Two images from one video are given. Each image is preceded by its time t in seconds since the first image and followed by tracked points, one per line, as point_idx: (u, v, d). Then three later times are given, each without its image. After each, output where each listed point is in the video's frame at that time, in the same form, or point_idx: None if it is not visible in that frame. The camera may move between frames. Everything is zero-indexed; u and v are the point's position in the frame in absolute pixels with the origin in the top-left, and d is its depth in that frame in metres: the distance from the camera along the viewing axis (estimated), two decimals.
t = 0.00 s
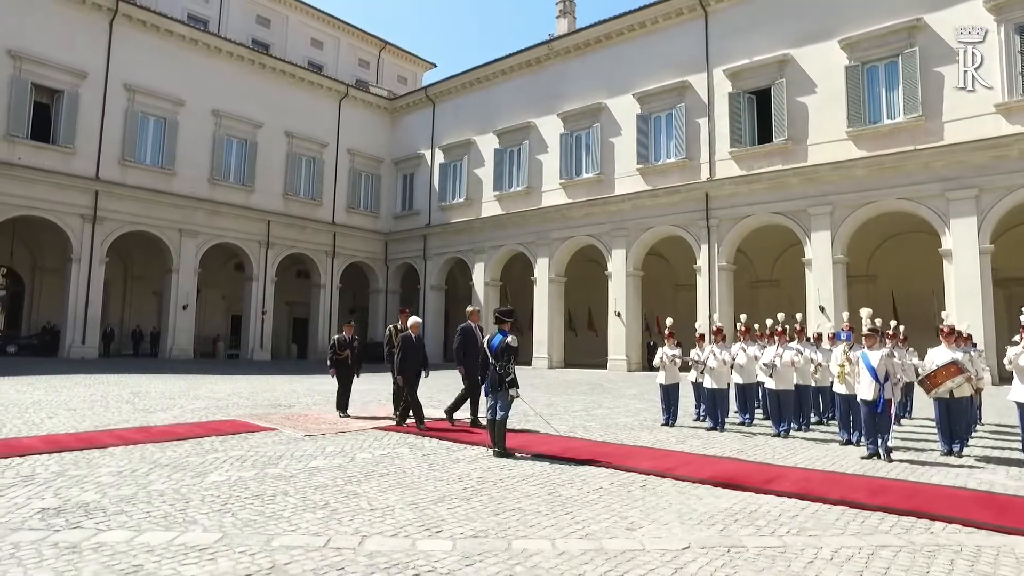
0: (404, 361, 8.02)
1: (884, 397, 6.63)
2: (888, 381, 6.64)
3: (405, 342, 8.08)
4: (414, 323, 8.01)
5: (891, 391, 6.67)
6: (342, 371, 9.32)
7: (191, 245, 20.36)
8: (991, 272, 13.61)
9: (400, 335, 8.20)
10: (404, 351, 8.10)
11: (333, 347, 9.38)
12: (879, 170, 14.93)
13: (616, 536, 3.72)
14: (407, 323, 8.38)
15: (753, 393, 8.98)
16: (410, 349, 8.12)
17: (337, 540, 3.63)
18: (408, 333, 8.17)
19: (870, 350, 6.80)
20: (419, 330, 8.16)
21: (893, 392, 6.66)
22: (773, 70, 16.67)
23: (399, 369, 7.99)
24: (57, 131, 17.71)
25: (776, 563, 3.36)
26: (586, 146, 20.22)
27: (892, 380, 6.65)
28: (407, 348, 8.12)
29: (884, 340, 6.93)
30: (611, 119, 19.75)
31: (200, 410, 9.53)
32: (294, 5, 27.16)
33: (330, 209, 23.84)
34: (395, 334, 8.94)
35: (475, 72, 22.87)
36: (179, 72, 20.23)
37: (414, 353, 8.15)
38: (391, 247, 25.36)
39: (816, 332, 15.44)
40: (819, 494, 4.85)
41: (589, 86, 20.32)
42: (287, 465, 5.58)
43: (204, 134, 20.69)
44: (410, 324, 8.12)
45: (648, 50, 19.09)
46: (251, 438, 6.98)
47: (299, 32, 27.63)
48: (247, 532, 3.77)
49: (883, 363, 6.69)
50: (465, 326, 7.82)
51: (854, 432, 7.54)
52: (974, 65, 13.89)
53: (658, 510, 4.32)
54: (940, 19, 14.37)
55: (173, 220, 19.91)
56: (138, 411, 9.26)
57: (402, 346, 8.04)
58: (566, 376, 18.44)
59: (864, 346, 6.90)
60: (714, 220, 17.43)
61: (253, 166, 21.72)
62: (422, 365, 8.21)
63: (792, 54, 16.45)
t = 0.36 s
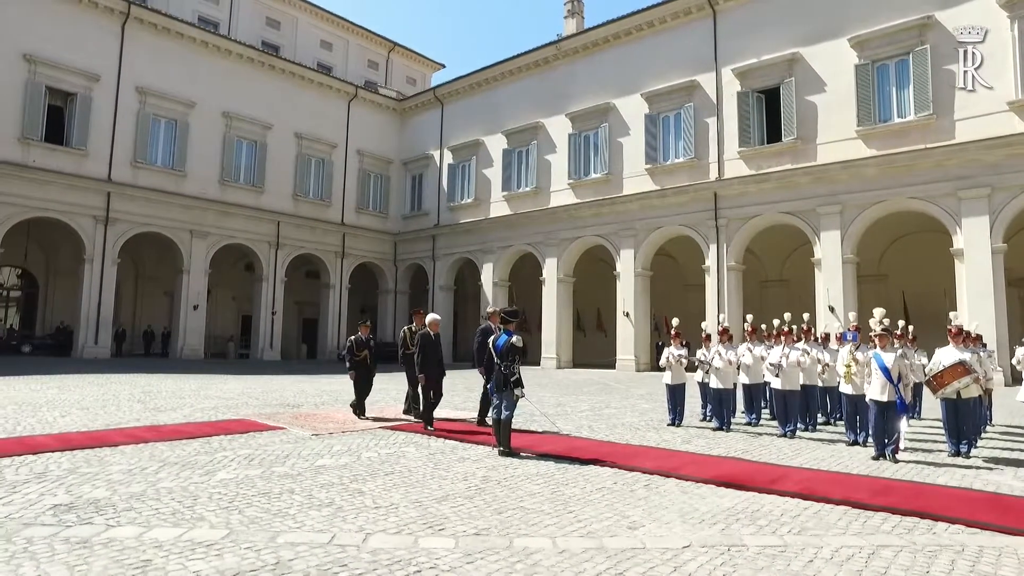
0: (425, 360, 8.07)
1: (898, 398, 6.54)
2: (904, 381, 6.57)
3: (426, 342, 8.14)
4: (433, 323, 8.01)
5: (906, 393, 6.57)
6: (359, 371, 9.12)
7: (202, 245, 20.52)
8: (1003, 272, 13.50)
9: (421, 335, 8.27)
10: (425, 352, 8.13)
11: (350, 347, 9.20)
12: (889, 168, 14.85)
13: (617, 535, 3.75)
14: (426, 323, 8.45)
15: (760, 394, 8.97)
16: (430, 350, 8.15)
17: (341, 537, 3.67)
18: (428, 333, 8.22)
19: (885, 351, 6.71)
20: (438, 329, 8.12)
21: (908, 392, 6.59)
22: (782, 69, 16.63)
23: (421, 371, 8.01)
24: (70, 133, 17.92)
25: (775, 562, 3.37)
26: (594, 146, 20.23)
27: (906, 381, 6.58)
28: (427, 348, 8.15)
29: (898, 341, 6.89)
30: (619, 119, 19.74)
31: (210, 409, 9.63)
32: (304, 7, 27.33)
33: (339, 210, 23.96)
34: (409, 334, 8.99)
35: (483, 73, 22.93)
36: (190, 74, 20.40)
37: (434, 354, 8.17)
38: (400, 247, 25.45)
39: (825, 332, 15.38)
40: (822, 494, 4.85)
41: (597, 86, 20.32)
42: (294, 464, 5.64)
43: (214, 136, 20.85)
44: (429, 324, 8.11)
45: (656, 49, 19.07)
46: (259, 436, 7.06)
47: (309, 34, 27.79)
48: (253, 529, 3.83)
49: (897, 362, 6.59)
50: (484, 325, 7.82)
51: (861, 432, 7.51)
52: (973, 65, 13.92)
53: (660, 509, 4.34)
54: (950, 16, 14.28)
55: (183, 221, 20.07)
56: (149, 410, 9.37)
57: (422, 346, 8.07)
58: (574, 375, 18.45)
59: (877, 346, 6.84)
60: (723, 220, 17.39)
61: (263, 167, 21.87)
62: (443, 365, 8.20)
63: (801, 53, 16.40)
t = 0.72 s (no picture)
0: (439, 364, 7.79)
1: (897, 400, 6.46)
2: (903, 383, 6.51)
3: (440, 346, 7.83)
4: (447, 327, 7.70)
5: (904, 395, 6.48)
6: (373, 373, 9.15)
7: (207, 247, 20.62)
8: (1008, 272, 13.45)
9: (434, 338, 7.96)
10: (438, 355, 7.85)
11: (361, 350, 9.22)
12: (893, 169, 14.80)
13: (608, 537, 3.76)
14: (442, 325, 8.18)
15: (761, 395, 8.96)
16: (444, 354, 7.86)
17: (333, 537, 3.71)
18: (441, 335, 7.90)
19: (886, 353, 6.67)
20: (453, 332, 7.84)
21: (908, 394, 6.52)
22: (785, 69, 16.60)
23: (435, 375, 7.79)
24: (76, 136, 18.04)
25: (764, 565, 3.39)
26: (597, 147, 20.23)
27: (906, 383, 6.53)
28: (442, 351, 7.86)
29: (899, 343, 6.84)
30: (622, 120, 19.74)
31: (212, 409, 9.68)
32: (308, 9, 27.44)
33: (343, 211, 24.03)
34: (419, 334, 8.89)
35: (487, 74, 22.96)
36: (194, 76, 20.50)
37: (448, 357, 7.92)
38: (405, 248, 25.50)
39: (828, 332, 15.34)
40: (817, 496, 4.85)
41: (601, 86, 20.33)
42: (292, 465, 5.68)
43: (219, 137, 20.95)
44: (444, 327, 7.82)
45: (660, 50, 19.07)
46: (258, 437, 7.10)
47: (313, 35, 27.89)
48: (247, 529, 3.86)
49: (897, 364, 6.54)
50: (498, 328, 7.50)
51: (860, 433, 7.48)
52: (973, 64, 13.94)
53: (653, 511, 4.34)
54: (955, 16, 14.23)
55: (188, 222, 20.17)
56: (151, 410, 9.43)
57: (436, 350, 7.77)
58: (578, 376, 18.45)
59: (877, 348, 6.78)
60: (726, 221, 17.38)
61: (268, 168, 21.96)
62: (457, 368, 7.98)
63: (804, 53, 16.37)
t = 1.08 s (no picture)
0: (452, 363, 7.52)
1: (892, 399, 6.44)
2: (897, 381, 6.49)
3: (454, 344, 7.56)
4: (461, 324, 7.50)
5: (899, 394, 6.47)
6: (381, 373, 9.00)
7: (211, 246, 20.69)
8: (1013, 271, 13.37)
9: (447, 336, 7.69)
10: (452, 353, 7.58)
11: (373, 349, 9.11)
12: (897, 168, 14.73)
13: (595, 536, 3.75)
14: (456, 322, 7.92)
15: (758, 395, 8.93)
16: (457, 352, 7.59)
17: (320, 535, 3.72)
18: (455, 333, 7.63)
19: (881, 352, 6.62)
20: (467, 330, 7.60)
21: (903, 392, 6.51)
22: (789, 67, 16.55)
23: (447, 374, 7.52)
24: (81, 137, 18.14)
25: (749, 564, 3.38)
26: (600, 146, 20.21)
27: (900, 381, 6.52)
28: (455, 349, 7.60)
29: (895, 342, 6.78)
30: (625, 120, 19.72)
31: (211, 409, 9.72)
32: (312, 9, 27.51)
33: (346, 211, 24.07)
34: (430, 335, 8.90)
35: (490, 73, 22.96)
36: (198, 76, 20.57)
37: (462, 355, 7.68)
38: (408, 248, 25.53)
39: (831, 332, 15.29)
40: (809, 496, 4.83)
41: (603, 86, 20.32)
42: (285, 463, 5.70)
43: (222, 138, 21.02)
44: (458, 325, 7.58)
45: (662, 49, 19.03)
46: (254, 436, 7.12)
47: (316, 36, 27.96)
48: (234, 527, 3.88)
49: (893, 364, 6.50)
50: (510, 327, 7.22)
51: (857, 434, 7.44)
52: (973, 64, 13.90)
53: (642, 510, 4.33)
54: (959, 14, 14.16)
55: (192, 222, 20.24)
56: (151, 409, 9.47)
57: (449, 348, 7.50)
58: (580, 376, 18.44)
59: (873, 347, 6.73)
60: (729, 220, 17.34)
61: (271, 168, 22.02)
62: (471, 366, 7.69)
63: (807, 51, 16.31)
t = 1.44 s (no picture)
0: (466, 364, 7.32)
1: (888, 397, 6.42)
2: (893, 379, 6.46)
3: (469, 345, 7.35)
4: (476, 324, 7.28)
5: (895, 393, 6.45)
6: (394, 373, 8.68)
7: (216, 247, 20.80)
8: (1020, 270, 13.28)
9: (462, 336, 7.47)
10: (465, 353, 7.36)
11: (385, 349, 8.73)
12: (904, 165, 14.65)
13: (583, 531, 3.77)
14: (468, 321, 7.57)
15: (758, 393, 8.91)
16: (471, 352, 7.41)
17: (310, 529, 3.76)
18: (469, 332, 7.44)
19: (878, 351, 6.58)
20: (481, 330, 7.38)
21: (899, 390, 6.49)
22: (794, 65, 16.50)
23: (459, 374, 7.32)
24: (88, 138, 18.28)
25: (734, 559, 3.38)
26: (605, 145, 20.20)
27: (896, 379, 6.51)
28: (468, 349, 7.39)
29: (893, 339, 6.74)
30: (629, 119, 19.71)
31: (213, 407, 9.78)
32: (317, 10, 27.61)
33: (352, 211, 24.15)
34: (447, 332, 8.74)
35: (494, 73, 22.99)
36: (203, 77, 20.68)
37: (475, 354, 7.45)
38: (413, 247, 25.59)
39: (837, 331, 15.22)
40: (802, 493, 4.83)
41: (608, 85, 20.31)
42: (282, 459, 5.74)
43: (228, 138, 21.13)
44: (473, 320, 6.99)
45: (667, 48, 19.01)
46: (253, 433, 7.17)
47: (322, 37, 28.07)
48: (226, 520, 3.92)
49: (889, 362, 6.47)
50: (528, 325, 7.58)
51: (856, 432, 7.40)
52: (974, 65, 13.88)
53: (633, 506, 4.34)
54: (965, 11, 14.08)
55: (198, 222, 20.36)
56: (154, 407, 9.54)
57: (464, 348, 7.31)
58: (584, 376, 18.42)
59: (871, 345, 6.68)
60: (733, 219, 17.31)
61: (277, 169, 22.12)
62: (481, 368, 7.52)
63: (812, 49, 16.24)
